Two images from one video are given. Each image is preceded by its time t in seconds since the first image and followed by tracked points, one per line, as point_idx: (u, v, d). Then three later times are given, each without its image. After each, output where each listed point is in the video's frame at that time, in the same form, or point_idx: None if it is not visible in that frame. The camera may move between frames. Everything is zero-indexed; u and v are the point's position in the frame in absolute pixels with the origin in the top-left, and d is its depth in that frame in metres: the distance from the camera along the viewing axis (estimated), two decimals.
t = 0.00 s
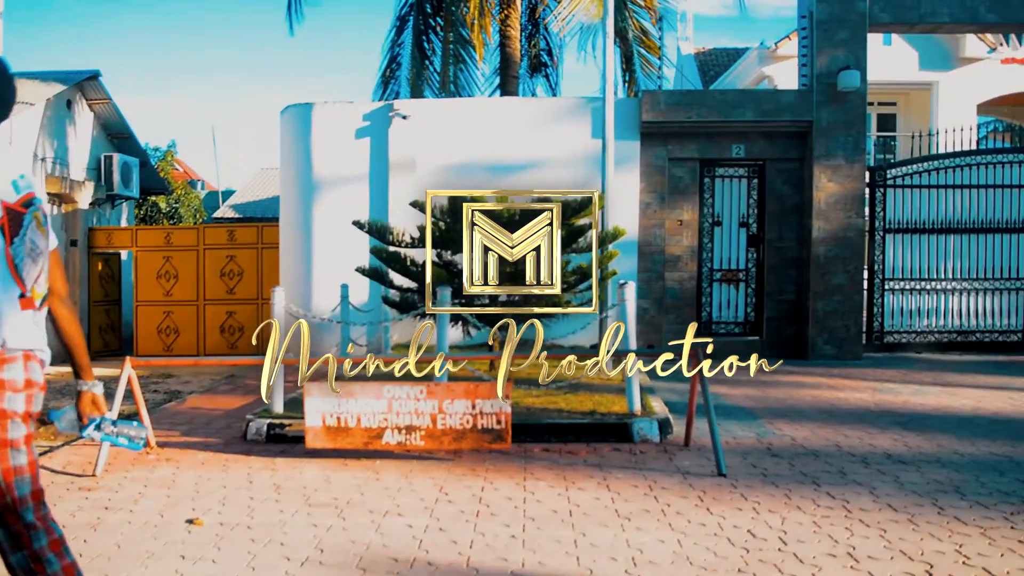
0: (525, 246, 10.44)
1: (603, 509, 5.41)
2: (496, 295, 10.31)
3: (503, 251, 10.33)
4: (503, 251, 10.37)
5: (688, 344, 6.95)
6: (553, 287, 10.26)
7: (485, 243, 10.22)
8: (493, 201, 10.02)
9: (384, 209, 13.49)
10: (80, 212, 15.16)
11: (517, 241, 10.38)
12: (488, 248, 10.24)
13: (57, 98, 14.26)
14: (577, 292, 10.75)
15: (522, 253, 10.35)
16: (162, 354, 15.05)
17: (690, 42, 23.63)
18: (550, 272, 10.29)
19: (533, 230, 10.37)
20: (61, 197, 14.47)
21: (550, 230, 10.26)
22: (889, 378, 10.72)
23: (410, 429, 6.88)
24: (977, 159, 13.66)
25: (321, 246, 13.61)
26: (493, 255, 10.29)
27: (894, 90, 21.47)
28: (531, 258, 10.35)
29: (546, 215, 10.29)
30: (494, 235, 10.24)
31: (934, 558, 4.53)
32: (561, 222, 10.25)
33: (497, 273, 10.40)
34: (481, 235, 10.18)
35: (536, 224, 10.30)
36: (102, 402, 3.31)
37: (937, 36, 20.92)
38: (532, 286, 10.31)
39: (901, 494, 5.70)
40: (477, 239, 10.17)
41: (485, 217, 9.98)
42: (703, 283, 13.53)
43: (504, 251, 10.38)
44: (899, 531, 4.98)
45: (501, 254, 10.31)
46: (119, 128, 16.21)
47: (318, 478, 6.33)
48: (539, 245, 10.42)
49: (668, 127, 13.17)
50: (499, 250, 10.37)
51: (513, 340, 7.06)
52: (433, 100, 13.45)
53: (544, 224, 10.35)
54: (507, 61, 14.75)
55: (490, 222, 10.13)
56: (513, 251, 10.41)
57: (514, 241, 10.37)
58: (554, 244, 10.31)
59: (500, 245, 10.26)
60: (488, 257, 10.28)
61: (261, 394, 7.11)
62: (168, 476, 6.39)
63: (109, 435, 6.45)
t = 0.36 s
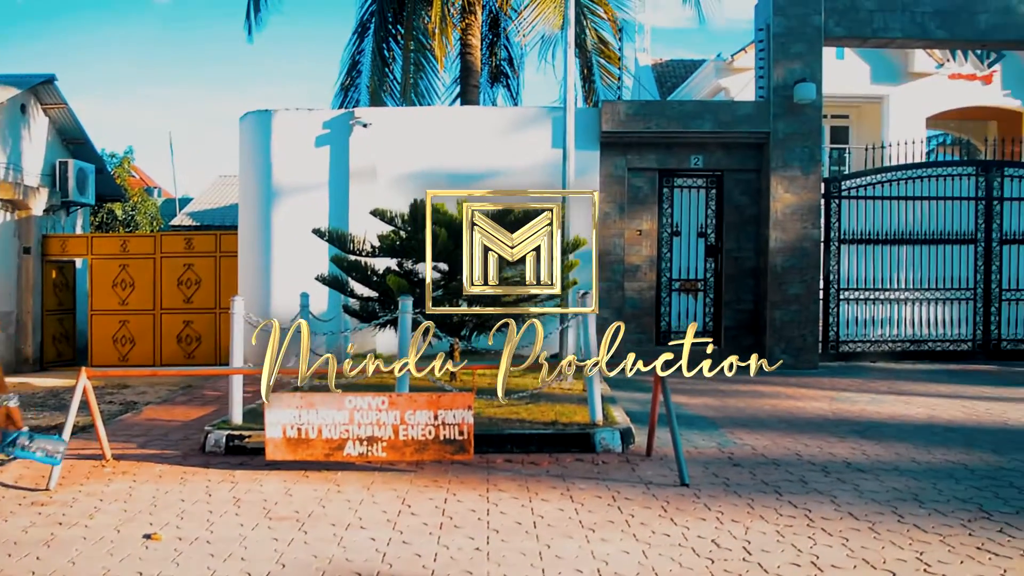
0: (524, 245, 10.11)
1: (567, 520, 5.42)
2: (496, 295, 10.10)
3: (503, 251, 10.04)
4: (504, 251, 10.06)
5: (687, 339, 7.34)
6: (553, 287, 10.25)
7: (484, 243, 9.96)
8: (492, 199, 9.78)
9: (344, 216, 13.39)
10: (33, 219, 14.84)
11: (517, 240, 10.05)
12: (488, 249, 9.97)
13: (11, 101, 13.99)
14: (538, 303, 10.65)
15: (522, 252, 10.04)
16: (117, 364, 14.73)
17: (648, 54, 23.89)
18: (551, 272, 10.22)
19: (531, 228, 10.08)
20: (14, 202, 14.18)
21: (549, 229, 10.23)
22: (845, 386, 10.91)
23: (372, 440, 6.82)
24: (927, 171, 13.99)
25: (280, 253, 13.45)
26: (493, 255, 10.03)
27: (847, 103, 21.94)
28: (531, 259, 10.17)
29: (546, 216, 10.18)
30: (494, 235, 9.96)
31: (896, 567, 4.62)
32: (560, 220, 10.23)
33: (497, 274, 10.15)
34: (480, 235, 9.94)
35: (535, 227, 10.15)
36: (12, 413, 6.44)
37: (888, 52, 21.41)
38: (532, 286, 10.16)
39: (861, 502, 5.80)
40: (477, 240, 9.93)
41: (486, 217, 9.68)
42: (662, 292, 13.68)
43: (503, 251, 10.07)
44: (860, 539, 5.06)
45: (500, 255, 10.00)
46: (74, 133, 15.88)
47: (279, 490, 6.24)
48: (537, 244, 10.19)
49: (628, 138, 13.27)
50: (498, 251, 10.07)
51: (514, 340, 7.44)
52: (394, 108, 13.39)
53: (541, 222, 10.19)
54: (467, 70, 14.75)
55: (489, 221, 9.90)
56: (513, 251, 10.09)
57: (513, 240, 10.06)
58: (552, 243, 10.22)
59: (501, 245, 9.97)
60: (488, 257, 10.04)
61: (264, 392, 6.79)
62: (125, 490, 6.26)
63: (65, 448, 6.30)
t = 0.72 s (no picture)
0: (523, 245, 10.49)
1: (539, 527, 5.41)
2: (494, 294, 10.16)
3: (503, 251, 10.28)
4: (504, 251, 10.29)
5: (686, 344, 7.77)
6: (553, 287, 10.54)
7: (484, 244, 10.14)
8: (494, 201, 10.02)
9: (314, 224, 13.30)
10: None
11: (517, 239, 10.39)
12: (488, 249, 10.15)
13: None
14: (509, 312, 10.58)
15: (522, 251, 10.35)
16: (83, 373, 14.49)
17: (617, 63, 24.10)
18: (549, 273, 10.71)
19: (531, 228, 10.51)
20: None
21: (548, 229, 10.77)
22: (812, 392, 11.03)
23: (342, 448, 6.77)
24: (891, 180, 14.23)
25: (248, 261, 13.32)
26: (493, 254, 10.23)
27: (811, 113, 22.30)
28: (532, 258, 10.62)
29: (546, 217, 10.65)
30: (495, 235, 10.16)
31: (867, 571, 4.68)
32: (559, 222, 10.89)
33: (495, 274, 10.31)
34: (481, 236, 10.07)
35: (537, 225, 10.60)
36: None
37: (850, 63, 21.73)
38: (532, 285, 10.61)
39: (831, 506, 5.87)
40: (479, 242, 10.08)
41: (486, 216, 9.90)
42: (630, 300, 13.76)
43: (504, 251, 10.30)
44: (830, 543, 5.12)
45: (501, 254, 10.26)
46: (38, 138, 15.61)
47: (249, 499, 6.16)
48: (536, 245, 10.64)
49: (597, 146, 13.36)
50: (499, 251, 10.27)
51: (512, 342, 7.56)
52: (365, 116, 13.34)
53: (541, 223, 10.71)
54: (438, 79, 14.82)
55: (489, 223, 10.06)
56: (512, 251, 10.40)
57: (513, 240, 10.36)
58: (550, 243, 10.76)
59: (501, 245, 10.18)
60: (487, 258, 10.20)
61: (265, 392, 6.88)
62: (91, 500, 6.13)
63: (29, 458, 6.17)
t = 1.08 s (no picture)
0: (523, 245, 11.00)
1: (502, 538, 5.40)
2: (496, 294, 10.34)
3: (502, 251, 10.53)
4: (505, 251, 10.60)
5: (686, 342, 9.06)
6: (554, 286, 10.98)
7: (484, 244, 10.41)
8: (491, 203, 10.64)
9: (271, 234, 13.15)
10: None
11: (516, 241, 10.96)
12: (488, 249, 10.40)
13: None
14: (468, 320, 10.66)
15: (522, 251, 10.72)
16: (31, 386, 14.10)
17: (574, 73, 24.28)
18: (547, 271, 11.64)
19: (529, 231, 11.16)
20: None
21: (547, 231, 11.35)
22: (769, 399, 11.17)
23: (302, 460, 6.67)
24: (842, 190, 14.52)
25: (203, 271, 13.10)
26: (493, 255, 10.46)
27: (765, 123, 22.70)
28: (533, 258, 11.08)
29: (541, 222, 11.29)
30: (494, 236, 10.48)
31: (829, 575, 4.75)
32: (559, 221, 11.53)
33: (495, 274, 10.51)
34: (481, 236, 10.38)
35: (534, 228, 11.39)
36: None
37: (803, 74, 22.18)
38: (534, 285, 11.98)
39: (792, 512, 5.94)
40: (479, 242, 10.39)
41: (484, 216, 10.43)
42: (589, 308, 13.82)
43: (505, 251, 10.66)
44: (792, 549, 5.19)
45: (501, 253, 10.48)
46: None
47: (206, 513, 6.04)
48: (537, 244, 11.18)
49: (555, 155, 13.44)
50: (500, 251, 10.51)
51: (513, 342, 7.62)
52: (322, 124, 13.25)
53: (541, 224, 11.36)
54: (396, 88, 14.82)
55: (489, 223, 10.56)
56: (512, 252, 10.78)
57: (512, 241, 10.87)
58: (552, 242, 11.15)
59: (501, 244, 10.48)
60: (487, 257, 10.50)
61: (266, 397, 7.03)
62: (41, 517, 5.95)
63: None
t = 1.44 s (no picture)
0: (523, 245, 12.72)
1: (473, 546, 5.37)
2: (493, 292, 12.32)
3: (501, 250, 12.36)
4: (505, 251, 12.46)
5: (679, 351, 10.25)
6: (550, 285, 12.83)
7: (485, 243, 12.08)
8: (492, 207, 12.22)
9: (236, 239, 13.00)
10: None
11: (517, 241, 12.69)
12: (488, 249, 12.10)
13: None
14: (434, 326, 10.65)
15: (518, 251, 12.51)
16: None
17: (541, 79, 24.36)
18: (548, 273, 12.79)
19: (530, 232, 12.76)
20: None
21: (547, 231, 12.64)
22: (737, 403, 11.25)
23: (269, 470, 6.59)
24: (807, 196, 14.72)
25: (167, 277, 12.90)
26: (492, 254, 12.24)
27: (732, 130, 22.89)
28: (533, 259, 12.62)
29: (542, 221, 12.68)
30: (494, 237, 12.19)
31: None
32: (559, 222, 12.72)
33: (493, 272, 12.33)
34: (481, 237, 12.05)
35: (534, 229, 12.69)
36: None
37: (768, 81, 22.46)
38: (534, 285, 12.99)
39: (762, 517, 5.97)
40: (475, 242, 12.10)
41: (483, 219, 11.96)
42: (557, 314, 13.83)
43: (505, 251, 12.47)
44: (764, 554, 5.21)
45: (499, 253, 12.29)
46: None
47: (171, 525, 5.93)
48: (535, 245, 12.66)
49: (522, 161, 13.46)
50: (500, 251, 12.41)
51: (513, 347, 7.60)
52: (288, 129, 13.14)
53: (541, 225, 12.73)
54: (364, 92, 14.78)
55: (489, 225, 12.14)
56: (513, 251, 12.60)
57: (513, 241, 12.65)
58: (550, 244, 12.60)
59: (499, 245, 12.26)
60: (488, 257, 12.26)
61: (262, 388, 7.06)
62: None
63: None
